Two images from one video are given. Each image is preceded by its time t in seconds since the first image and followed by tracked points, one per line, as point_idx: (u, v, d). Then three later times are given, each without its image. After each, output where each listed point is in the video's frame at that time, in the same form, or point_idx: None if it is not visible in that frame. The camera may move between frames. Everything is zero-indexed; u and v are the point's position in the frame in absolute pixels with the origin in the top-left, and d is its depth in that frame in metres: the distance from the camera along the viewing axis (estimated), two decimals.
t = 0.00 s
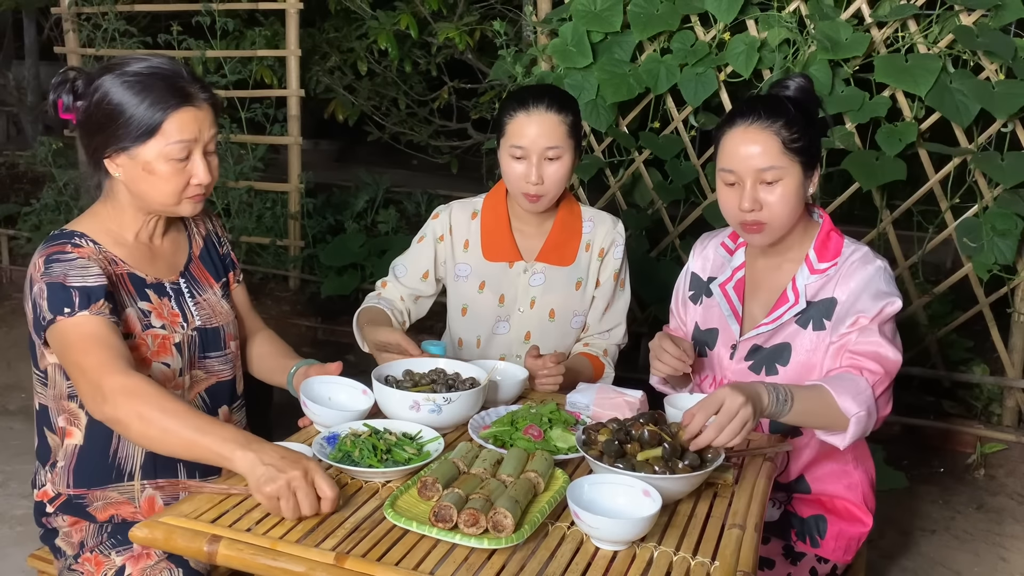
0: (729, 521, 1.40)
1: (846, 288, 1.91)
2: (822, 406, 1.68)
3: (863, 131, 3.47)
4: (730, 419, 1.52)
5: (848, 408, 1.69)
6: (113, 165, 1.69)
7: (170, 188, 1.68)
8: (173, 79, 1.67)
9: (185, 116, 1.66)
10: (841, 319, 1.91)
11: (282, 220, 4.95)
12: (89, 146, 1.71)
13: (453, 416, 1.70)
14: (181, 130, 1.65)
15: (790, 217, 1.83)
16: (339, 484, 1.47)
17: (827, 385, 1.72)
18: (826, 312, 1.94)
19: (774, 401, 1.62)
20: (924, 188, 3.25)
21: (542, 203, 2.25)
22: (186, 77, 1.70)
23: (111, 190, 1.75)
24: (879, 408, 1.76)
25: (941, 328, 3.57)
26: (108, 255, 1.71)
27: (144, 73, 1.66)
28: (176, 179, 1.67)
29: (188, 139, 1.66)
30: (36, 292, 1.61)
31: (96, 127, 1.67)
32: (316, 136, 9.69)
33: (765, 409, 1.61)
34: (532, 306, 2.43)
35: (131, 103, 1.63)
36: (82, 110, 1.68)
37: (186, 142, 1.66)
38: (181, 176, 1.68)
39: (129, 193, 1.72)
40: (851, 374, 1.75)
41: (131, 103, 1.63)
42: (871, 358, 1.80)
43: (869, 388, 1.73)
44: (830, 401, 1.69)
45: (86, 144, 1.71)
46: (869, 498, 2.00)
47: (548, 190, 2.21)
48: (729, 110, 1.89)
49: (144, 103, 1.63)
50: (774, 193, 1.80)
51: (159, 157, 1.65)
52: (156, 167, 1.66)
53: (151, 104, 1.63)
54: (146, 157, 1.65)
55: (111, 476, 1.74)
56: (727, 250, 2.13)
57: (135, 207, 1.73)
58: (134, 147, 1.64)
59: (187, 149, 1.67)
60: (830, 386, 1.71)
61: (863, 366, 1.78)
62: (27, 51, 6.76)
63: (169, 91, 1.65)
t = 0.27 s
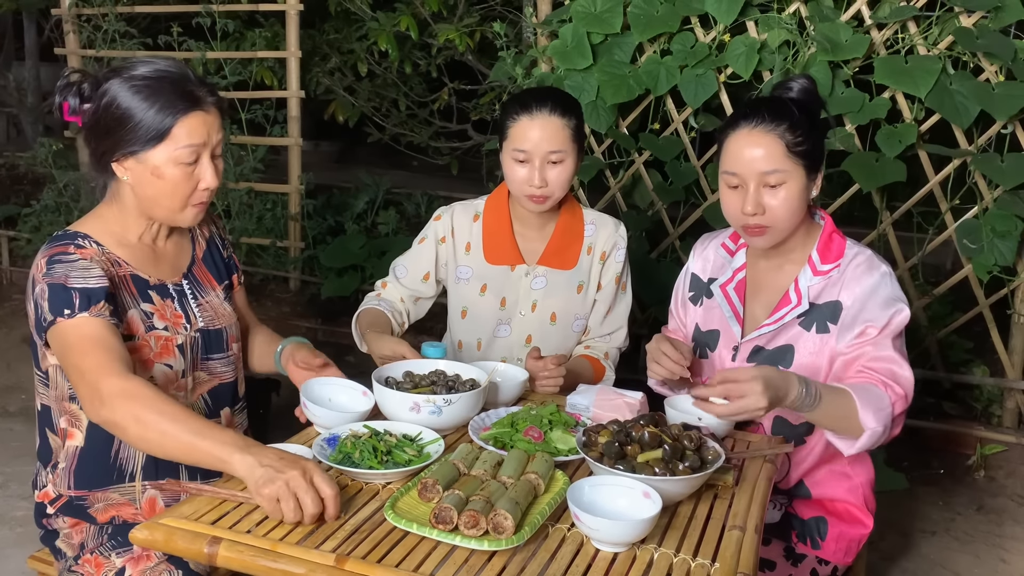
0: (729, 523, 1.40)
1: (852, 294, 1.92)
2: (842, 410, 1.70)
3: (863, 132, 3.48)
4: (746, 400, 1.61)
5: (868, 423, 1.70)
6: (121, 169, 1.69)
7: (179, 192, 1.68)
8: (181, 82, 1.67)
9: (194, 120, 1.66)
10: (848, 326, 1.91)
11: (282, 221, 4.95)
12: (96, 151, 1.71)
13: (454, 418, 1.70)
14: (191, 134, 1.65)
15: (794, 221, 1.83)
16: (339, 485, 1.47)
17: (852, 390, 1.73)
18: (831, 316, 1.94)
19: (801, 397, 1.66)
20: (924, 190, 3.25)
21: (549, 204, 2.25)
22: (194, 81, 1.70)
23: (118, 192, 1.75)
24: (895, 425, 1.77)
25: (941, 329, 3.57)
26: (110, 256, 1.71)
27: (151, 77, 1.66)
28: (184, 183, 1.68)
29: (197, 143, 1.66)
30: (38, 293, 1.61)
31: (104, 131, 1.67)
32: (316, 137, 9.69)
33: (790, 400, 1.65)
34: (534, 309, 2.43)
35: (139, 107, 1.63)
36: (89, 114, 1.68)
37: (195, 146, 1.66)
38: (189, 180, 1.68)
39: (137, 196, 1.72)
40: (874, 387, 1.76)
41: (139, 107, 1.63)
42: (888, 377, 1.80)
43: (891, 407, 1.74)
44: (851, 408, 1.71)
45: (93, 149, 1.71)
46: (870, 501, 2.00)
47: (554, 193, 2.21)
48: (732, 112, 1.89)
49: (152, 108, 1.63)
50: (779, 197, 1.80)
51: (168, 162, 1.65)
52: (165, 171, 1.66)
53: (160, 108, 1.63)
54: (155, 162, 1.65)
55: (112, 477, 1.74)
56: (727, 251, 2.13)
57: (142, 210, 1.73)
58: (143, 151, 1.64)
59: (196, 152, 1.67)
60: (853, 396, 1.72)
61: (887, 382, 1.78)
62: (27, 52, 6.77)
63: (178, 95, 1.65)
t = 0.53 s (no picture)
0: (730, 524, 1.40)
1: (860, 299, 1.93)
2: (853, 409, 1.72)
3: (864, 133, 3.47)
4: (743, 377, 1.62)
5: (877, 427, 1.72)
6: (119, 172, 1.69)
7: (178, 196, 1.68)
8: (178, 85, 1.67)
9: (192, 123, 1.66)
10: (857, 331, 1.92)
11: (283, 222, 4.96)
12: (94, 154, 1.70)
13: (455, 419, 1.69)
14: (189, 137, 1.65)
15: (799, 228, 1.83)
16: (340, 487, 1.47)
17: (866, 393, 1.74)
18: (840, 320, 1.94)
19: (811, 386, 1.67)
20: (925, 191, 3.25)
21: (550, 208, 2.25)
22: (191, 83, 1.70)
23: (117, 195, 1.75)
24: (906, 436, 1.77)
25: (943, 330, 3.57)
26: (110, 255, 1.71)
27: (149, 80, 1.65)
28: (182, 186, 1.68)
29: (195, 147, 1.66)
30: (34, 295, 1.60)
31: (101, 135, 1.66)
32: (317, 138, 9.69)
33: (796, 389, 1.67)
34: (536, 311, 2.43)
35: (137, 110, 1.63)
36: (87, 117, 1.68)
37: (194, 149, 1.66)
38: (188, 183, 1.68)
39: (136, 199, 1.72)
40: (889, 394, 1.76)
41: (137, 110, 1.63)
42: (904, 390, 1.80)
43: (903, 416, 1.75)
44: (861, 409, 1.73)
45: (91, 151, 1.71)
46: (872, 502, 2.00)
47: (555, 197, 2.21)
48: (736, 117, 1.88)
49: (151, 111, 1.62)
50: (783, 205, 1.80)
51: (166, 165, 1.65)
52: (164, 175, 1.66)
53: (159, 111, 1.63)
54: (153, 165, 1.65)
55: (113, 476, 1.74)
56: (732, 253, 2.13)
57: (142, 211, 1.73)
58: (141, 154, 1.64)
59: (195, 155, 1.67)
60: (866, 397, 1.74)
61: (906, 395, 1.78)
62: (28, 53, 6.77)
63: (176, 98, 1.64)
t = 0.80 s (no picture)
0: (731, 523, 1.40)
1: (865, 302, 1.92)
2: (844, 407, 1.75)
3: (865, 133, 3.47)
4: (745, 368, 1.64)
5: (867, 430, 1.74)
6: (113, 170, 1.69)
7: (172, 192, 1.68)
8: (170, 80, 1.66)
9: (185, 119, 1.65)
10: (861, 332, 1.91)
11: (284, 222, 4.96)
12: (89, 152, 1.71)
13: (456, 418, 1.69)
14: (182, 134, 1.65)
15: (802, 232, 1.83)
16: (341, 486, 1.47)
17: (862, 394, 1.77)
18: (845, 322, 1.94)
19: (807, 381, 1.71)
20: (927, 191, 3.24)
21: (551, 210, 2.25)
22: (184, 79, 1.69)
23: (113, 193, 1.75)
24: (899, 442, 1.79)
25: (944, 330, 3.56)
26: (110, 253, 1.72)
27: (141, 77, 1.65)
28: (176, 182, 1.68)
29: (188, 142, 1.66)
30: (47, 291, 1.60)
31: (95, 132, 1.67)
32: (318, 138, 9.68)
33: (793, 382, 1.70)
34: (536, 312, 2.42)
35: (130, 107, 1.63)
36: (81, 115, 1.68)
37: (186, 145, 1.66)
38: (182, 179, 1.68)
39: (131, 196, 1.72)
40: (886, 400, 1.77)
41: (130, 107, 1.63)
42: (903, 398, 1.80)
43: (896, 423, 1.76)
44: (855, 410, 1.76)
45: (86, 150, 1.71)
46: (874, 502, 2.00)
47: (556, 200, 2.21)
48: (738, 121, 1.88)
49: (143, 107, 1.62)
50: (786, 210, 1.80)
51: (160, 162, 1.65)
52: (158, 171, 1.66)
53: (151, 108, 1.63)
54: (147, 162, 1.65)
55: (115, 471, 1.74)
56: (736, 253, 2.12)
57: (137, 209, 1.73)
58: (134, 151, 1.64)
59: (188, 151, 1.67)
60: (861, 397, 1.76)
61: (903, 402, 1.79)
62: (29, 54, 6.78)
63: (168, 94, 1.64)
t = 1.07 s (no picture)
0: (731, 523, 1.40)
1: (866, 302, 1.92)
2: (840, 406, 1.77)
3: (866, 132, 3.47)
4: (751, 368, 1.65)
5: (863, 430, 1.76)
6: (115, 169, 1.69)
7: (175, 190, 1.68)
8: (169, 78, 1.66)
9: (184, 117, 1.65)
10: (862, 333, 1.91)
11: (284, 221, 4.96)
12: (91, 152, 1.71)
13: (456, 418, 1.69)
14: (182, 132, 1.65)
15: (804, 234, 1.83)
16: (341, 486, 1.47)
17: (858, 394, 1.79)
18: (846, 322, 1.94)
19: (805, 383, 1.73)
20: (927, 190, 3.24)
21: (556, 210, 2.26)
22: (183, 77, 1.69)
23: (115, 192, 1.75)
24: (895, 444, 1.81)
25: (945, 329, 3.56)
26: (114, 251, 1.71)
27: (140, 76, 1.65)
28: (179, 180, 1.68)
29: (189, 140, 1.66)
30: (54, 284, 1.60)
31: (96, 133, 1.67)
32: (318, 137, 9.68)
33: (793, 382, 1.72)
34: (538, 311, 2.43)
35: (130, 106, 1.63)
36: (81, 116, 1.68)
37: (186, 143, 1.66)
38: (184, 177, 1.68)
39: (133, 195, 1.72)
40: (883, 402, 1.79)
41: (130, 106, 1.63)
42: (901, 400, 1.82)
43: (892, 425, 1.78)
44: (851, 410, 1.78)
45: (88, 150, 1.71)
46: (874, 501, 2.00)
47: (561, 201, 2.22)
48: (738, 124, 1.87)
49: (143, 106, 1.62)
50: (787, 214, 1.80)
51: (161, 160, 1.65)
52: (159, 170, 1.66)
53: (151, 107, 1.63)
54: (148, 161, 1.65)
55: (118, 467, 1.74)
56: (737, 252, 2.12)
57: (139, 208, 1.73)
58: (135, 150, 1.64)
59: (189, 150, 1.67)
60: (858, 398, 1.78)
61: (901, 404, 1.80)
62: (30, 54, 6.79)
63: (168, 93, 1.64)
